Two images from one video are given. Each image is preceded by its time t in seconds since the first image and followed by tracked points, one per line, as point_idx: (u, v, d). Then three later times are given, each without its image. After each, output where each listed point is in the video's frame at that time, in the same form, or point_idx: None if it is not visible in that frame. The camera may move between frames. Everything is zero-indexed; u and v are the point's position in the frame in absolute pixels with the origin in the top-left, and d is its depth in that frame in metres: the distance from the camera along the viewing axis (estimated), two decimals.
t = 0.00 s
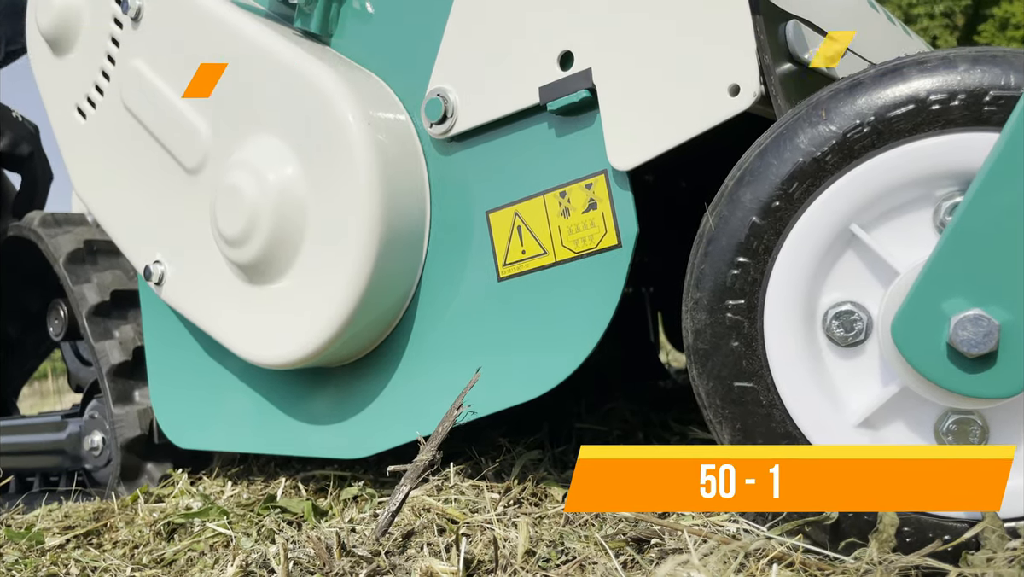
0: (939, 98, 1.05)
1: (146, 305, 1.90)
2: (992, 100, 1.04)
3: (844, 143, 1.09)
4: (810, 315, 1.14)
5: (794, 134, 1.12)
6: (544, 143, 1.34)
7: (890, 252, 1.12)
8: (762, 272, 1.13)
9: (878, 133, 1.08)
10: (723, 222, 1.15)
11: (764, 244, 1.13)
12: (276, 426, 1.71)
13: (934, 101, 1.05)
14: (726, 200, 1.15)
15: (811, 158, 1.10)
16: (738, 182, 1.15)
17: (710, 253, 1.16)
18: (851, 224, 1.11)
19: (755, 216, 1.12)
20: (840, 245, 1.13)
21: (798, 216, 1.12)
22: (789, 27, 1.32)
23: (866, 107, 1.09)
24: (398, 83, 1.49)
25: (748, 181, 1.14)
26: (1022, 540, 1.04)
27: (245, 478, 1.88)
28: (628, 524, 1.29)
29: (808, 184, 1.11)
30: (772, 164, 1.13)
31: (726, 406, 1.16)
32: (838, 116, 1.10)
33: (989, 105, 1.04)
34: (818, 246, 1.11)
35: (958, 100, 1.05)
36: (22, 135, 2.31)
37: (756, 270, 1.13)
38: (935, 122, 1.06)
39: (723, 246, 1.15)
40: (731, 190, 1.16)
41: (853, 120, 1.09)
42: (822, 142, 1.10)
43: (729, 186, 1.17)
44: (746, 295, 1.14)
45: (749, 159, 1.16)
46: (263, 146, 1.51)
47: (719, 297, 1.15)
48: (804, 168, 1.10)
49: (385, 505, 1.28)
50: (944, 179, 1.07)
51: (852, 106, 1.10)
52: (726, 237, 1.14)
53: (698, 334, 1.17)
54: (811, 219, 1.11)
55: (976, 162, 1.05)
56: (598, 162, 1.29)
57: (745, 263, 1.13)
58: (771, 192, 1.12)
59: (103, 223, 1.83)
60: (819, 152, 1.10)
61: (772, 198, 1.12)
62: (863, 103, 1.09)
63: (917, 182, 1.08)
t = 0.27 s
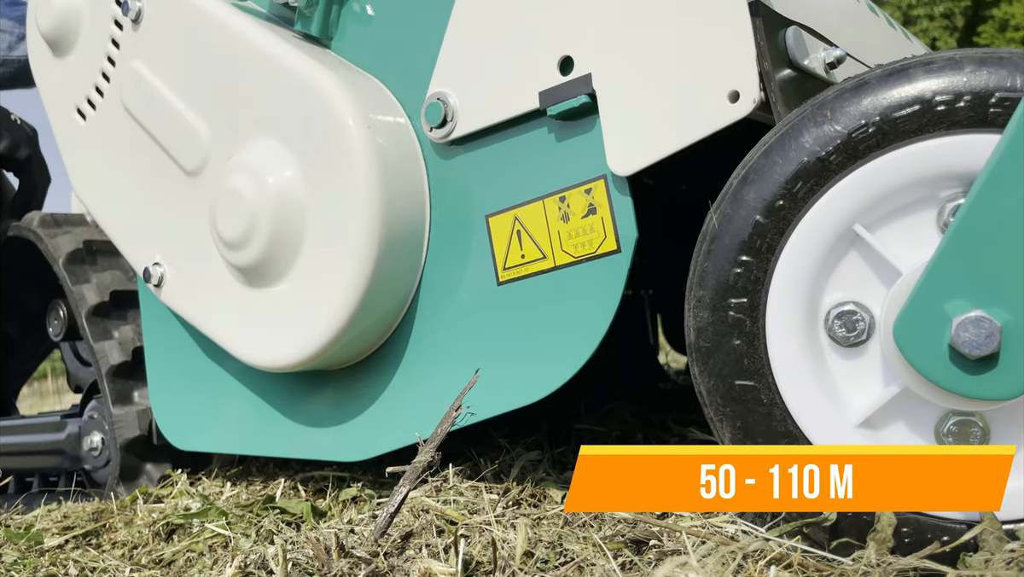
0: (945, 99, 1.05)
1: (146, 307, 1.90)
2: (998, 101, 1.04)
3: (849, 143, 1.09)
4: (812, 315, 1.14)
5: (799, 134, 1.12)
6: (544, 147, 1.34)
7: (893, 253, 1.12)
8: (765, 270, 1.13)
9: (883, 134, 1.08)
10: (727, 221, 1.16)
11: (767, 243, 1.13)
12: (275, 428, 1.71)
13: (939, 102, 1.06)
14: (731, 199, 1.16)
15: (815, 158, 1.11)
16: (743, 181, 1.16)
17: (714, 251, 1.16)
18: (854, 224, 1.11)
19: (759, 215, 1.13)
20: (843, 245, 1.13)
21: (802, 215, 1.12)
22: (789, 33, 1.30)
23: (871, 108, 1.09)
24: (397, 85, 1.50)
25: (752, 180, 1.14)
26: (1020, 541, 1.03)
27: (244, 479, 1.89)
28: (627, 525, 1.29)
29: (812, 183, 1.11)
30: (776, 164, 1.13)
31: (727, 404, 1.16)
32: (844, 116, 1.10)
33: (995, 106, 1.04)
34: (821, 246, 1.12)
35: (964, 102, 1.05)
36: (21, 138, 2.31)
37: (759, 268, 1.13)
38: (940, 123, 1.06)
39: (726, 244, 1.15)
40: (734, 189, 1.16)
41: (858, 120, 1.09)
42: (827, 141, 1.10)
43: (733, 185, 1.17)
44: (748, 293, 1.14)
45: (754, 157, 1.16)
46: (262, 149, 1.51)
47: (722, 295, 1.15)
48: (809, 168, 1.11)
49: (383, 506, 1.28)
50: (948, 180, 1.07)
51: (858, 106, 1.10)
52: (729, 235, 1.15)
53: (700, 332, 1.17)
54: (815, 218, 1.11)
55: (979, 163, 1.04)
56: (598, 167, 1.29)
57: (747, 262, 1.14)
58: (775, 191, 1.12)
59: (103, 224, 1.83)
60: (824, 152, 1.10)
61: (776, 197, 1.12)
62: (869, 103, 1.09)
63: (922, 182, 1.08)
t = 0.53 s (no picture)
0: (953, 96, 1.06)
1: (146, 307, 1.90)
2: (1007, 100, 1.04)
3: (857, 139, 1.09)
4: (817, 311, 1.14)
5: (807, 129, 1.12)
6: (545, 151, 1.35)
7: (899, 249, 1.12)
8: (771, 265, 1.13)
9: (891, 130, 1.08)
10: (734, 215, 1.15)
11: (773, 238, 1.13)
12: (275, 429, 1.71)
13: (948, 99, 1.06)
14: (737, 193, 1.15)
15: (823, 154, 1.10)
16: (750, 175, 1.15)
17: (720, 245, 1.15)
18: (861, 221, 1.11)
19: (766, 210, 1.12)
20: (849, 242, 1.13)
21: (809, 210, 1.12)
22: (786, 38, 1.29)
23: (880, 104, 1.09)
24: (398, 86, 1.50)
25: (759, 175, 1.14)
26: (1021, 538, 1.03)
27: (244, 478, 1.89)
28: (628, 524, 1.29)
29: (819, 179, 1.11)
30: (784, 159, 1.13)
31: (730, 399, 1.16)
32: (853, 112, 1.10)
33: (1005, 104, 1.04)
34: (828, 242, 1.11)
35: (972, 99, 1.05)
36: (22, 132, 2.31)
37: (765, 263, 1.13)
38: (949, 120, 1.06)
39: (733, 238, 1.14)
40: (742, 183, 1.15)
41: (867, 116, 1.09)
42: (835, 137, 1.10)
43: (740, 180, 1.17)
44: (754, 288, 1.13)
45: (762, 153, 1.16)
46: (263, 151, 1.52)
47: (727, 289, 1.15)
48: (817, 163, 1.10)
49: (384, 504, 1.28)
50: (957, 178, 1.07)
51: (866, 102, 1.09)
52: (736, 230, 1.14)
53: (704, 326, 1.17)
54: (823, 213, 1.11)
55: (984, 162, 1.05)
56: (599, 170, 1.29)
57: (753, 257, 1.13)
58: (782, 186, 1.12)
59: (103, 224, 1.83)
60: (832, 147, 1.10)
61: (783, 192, 1.12)
62: (878, 100, 1.09)
63: (932, 179, 1.08)
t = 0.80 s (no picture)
0: (968, 94, 1.05)
1: (147, 310, 1.90)
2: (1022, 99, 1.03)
3: (870, 135, 1.09)
4: (825, 307, 1.14)
5: (820, 124, 1.12)
6: (547, 158, 1.35)
7: (908, 246, 1.11)
8: (779, 259, 1.13)
9: (904, 127, 1.08)
10: (744, 209, 1.15)
11: (783, 232, 1.12)
12: (275, 433, 1.71)
13: (962, 97, 1.05)
14: (749, 187, 1.15)
15: (835, 149, 1.10)
16: (762, 170, 1.15)
17: (730, 238, 1.15)
18: (872, 216, 1.11)
19: (777, 204, 1.12)
20: (859, 238, 1.13)
21: (819, 206, 1.12)
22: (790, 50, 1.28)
23: (894, 100, 1.08)
24: (399, 91, 1.50)
25: (771, 169, 1.14)
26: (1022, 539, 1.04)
27: (244, 478, 1.89)
28: (628, 524, 1.29)
29: (830, 174, 1.11)
30: (796, 153, 1.13)
31: (735, 392, 1.15)
32: (866, 108, 1.10)
33: (1018, 103, 1.03)
34: (838, 237, 1.11)
35: (987, 97, 1.04)
36: (27, 131, 2.30)
37: (774, 257, 1.13)
38: (963, 118, 1.05)
39: (743, 232, 1.14)
40: (754, 177, 1.15)
41: (880, 113, 1.09)
42: (848, 133, 1.10)
43: (752, 173, 1.17)
44: (762, 282, 1.13)
45: (773, 147, 1.16)
46: (264, 157, 1.52)
47: (735, 282, 1.15)
48: (828, 158, 1.10)
49: (384, 505, 1.29)
50: (968, 176, 1.07)
51: (880, 99, 1.09)
52: (746, 223, 1.14)
53: (711, 318, 1.16)
54: (832, 209, 1.11)
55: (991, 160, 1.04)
56: (600, 178, 1.29)
57: (763, 250, 1.13)
58: (793, 180, 1.12)
59: (105, 227, 1.83)
60: (844, 143, 1.10)
61: (794, 187, 1.12)
62: (892, 96, 1.09)
63: (943, 177, 1.08)
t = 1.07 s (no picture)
0: (983, 93, 1.04)
1: (146, 315, 1.90)
2: None
3: (882, 132, 1.08)
4: (832, 303, 1.13)
5: (833, 120, 1.11)
6: (546, 168, 1.35)
7: (918, 244, 1.11)
8: (788, 254, 1.12)
9: (917, 124, 1.06)
10: (755, 203, 1.14)
11: (792, 227, 1.12)
12: (273, 439, 1.71)
13: (977, 95, 1.04)
14: (760, 181, 1.15)
15: (847, 145, 1.10)
16: (772, 165, 1.15)
17: (739, 232, 1.15)
18: (882, 214, 1.10)
19: (786, 199, 1.12)
20: (869, 235, 1.12)
21: (829, 202, 1.11)
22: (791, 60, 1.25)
23: (908, 97, 1.07)
24: (398, 98, 1.50)
25: (781, 164, 1.13)
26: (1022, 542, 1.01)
27: (243, 481, 1.89)
28: (626, 527, 1.29)
29: (841, 170, 1.10)
30: (807, 149, 1.12)
31: (740, 385, 1.15)
32: (879, 104, 1.09)
33: None
34: (848, 233, 1.10)
35: (1002, 97, 1.03)
36: (29, 132, 2.30)
37: (782, 252, 1.12)
38: (977, 117, 1.04)
39: (752, 226, 1.14)
40: (764, 171, 1.15)
41: (894, 110, 1.08)
42: (860, 129, 1.09)
43: (763, 168, 1.16)
44: (770, 276, 1.13)
45: (786, 142, 1.15)
46: (263, 163, 1.52)
47: (743, 276, 1.14)
48: (839, 154, 1.10)
49: (382, 508, 1.29)
50: (980, 176, 1.06)
51: (894, 96, 1.08)
52: (755, 218, 1.14)
53: (718, 312, 1.16)
54: (841, 206, 1.10)
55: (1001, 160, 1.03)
56: (599, 189, 1.29)
57: (771, 245, 1.13)
58: (804, 175, 1.11)
59: (103, 231, 1.83)
60: (856, 139, 1.09)
61: (805, 182, 1.11)
62: (906, 93, 1.07)
63: (955, 176, 1.07)
